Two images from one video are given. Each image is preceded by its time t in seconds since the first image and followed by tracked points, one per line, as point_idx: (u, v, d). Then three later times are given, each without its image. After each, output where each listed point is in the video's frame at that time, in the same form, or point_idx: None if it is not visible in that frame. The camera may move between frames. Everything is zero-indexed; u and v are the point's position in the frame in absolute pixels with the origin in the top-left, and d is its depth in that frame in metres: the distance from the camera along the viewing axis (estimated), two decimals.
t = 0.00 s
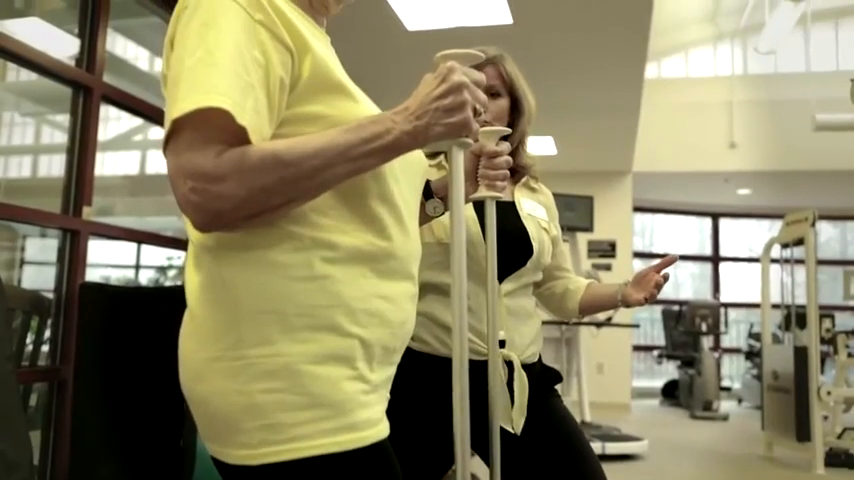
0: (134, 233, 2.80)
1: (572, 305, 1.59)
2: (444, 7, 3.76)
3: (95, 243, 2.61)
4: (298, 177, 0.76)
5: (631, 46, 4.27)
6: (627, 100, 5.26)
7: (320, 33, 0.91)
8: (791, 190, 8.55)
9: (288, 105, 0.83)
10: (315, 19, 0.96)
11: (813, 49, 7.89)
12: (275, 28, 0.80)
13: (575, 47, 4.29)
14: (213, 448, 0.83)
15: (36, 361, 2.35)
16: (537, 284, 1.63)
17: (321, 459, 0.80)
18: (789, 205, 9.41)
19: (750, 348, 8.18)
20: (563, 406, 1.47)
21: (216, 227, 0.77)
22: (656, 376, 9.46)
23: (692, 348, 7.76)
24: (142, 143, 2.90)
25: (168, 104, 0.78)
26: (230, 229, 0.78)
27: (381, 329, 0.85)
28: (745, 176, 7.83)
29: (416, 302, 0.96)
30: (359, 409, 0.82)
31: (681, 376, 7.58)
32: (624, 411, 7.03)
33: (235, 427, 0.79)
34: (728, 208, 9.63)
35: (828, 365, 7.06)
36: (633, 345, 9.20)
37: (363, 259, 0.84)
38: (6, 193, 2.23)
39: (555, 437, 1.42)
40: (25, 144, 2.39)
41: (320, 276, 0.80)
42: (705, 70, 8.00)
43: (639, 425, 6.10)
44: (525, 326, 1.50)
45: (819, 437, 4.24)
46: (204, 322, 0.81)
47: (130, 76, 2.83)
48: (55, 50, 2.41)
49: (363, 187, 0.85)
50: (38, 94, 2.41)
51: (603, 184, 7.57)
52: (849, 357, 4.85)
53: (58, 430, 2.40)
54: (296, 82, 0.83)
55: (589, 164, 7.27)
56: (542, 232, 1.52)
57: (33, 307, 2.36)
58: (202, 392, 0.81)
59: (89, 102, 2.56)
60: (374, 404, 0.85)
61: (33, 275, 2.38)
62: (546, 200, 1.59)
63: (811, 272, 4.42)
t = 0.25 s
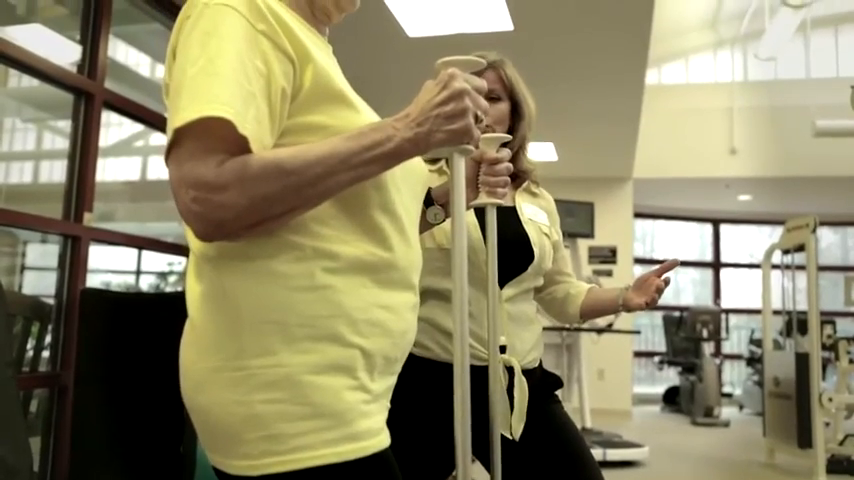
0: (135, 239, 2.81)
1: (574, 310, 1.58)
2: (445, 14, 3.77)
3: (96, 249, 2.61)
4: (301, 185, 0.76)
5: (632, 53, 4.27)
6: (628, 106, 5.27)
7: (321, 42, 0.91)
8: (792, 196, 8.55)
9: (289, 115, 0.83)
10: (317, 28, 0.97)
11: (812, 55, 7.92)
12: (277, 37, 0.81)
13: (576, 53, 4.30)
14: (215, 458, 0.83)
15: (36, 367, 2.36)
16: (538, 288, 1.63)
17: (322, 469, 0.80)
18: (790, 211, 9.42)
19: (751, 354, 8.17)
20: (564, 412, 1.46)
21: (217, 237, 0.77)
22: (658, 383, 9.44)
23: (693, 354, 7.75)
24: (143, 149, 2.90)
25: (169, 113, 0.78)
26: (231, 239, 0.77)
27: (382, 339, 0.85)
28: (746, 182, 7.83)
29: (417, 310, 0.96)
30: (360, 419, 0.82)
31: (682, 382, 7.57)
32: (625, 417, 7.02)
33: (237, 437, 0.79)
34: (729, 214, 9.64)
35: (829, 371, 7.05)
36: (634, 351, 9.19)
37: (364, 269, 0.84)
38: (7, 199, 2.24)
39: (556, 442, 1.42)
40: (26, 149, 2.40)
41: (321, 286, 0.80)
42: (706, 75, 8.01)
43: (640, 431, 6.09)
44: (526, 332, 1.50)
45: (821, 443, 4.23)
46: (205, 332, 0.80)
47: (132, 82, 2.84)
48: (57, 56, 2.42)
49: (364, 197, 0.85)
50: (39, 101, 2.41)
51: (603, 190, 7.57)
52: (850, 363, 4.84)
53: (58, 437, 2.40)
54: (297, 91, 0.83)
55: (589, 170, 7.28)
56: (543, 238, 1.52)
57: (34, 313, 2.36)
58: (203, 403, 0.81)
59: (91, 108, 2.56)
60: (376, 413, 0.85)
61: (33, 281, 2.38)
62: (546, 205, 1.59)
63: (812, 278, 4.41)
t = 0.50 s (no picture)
0: (134, 244, 2.81)
1: (572, 314, 1.58)
2: (445, 20, 3.78)
3: (96, 255, 2.62)
4: (301, 191, 0.76)
5: (631, 59, 4.29)
6: (627, 112, 5.28)
7: (320, 48, 0.92)
8: (792, 202, 8.57)
9: (289, 120, 0.83)
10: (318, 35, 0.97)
11: (811, 61, 7.94)
12: (276, 43, 0.81)
13: (575, 59, 4.31)
14: (212, 463, 0.82)
15: (35, 373, 2.36)
16: (537, 292, 1.63)
17: (321, 473, 0.79)
18: (789, 216, 9.42)
19: (751, 360, 8.15)
20: (561, 416, 1.46)
21: (216, 240, 0.76)
22: (657, 388, 9.43)
23: (692, 359, 7.74)
24: (142, 153, 2.91)
25: (169, 117, 0.77)
26: (230, 243, 0.77)
27: (382, 342, 0.85)
28: (745, 188, 7.83)
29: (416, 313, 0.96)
30: (360, 422, 0.82)
31: (682, 388, 7.56)
32: (624, 423, 7.01)
33: (235, 441, 0.79)
34: (728, 220, 9.64)
35: (829, 376, 7.03)
36: (634, 357, 9.18)
37: (363, 272, 0.84)
38: (6, 204, 2.24)
39: (554, 446, 1.42)
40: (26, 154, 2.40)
41: (320, 290, 0.80)
42: (705, 81, 8.03)
43: (639, 437, 6.08)
44: (524, 336, 1.50)
45: (821, 448, 4.22)
46: (203, 336, 0.80)
47: (132, 88, 2.84)
48: (58, 62, 2.43)
49: (364, 201, 0.86)
50: (38, 106, 2.42)
51: (602, 196, 7.58)
52: (850, 369, 4.83)
53: (56, 443, 2.39)
54: (297, 96, 0.83)
55: (588, 176, 7.28)
56: (541, 242, 1.52)
57: (33, 318, 2.36)
58: (201, 407, 0.80)
59: (91, 114, 2.57)
60: (375, 417, 0.85)
61: (32, 286, 2.38)
62: (545, 209, 1.59)
63: (811, 283, 4.41)
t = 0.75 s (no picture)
0: (134, 250, 2.82)
1: (568, 317, 1.58)
2: (445, 26, 3.79)
3: (95, 260, 2.63)
4: (297, 193, 0.75)
5: (630, 65, 4.30)
6: (626, 119, 5.29)
7: (320, 49, 0.91)
8: (791, 208, 8.57)
9: (287, 120, 0.83)
10: (318, 37, 0.98)
11: (811, 67, 7.96)
12: (276, 43, 0.81)
13: (574, 65, 4.31)
14: (207, 461, 0.82)
15: (34, 379, 2.35)
16: (534, 295, 1.63)
17: (317, 472, 0.79)
18: (789, 223, 9.42)
19: (751, 366, 8.15)
20: (557, 419, 1.46)
21: (213, 239, 0.76)
22: (657, 395, 9.42)
23: (692, 366, 7.73)
24: (143, 159, 2.92)
25: (167, 116, 0.77)
26: (227, 242, 0.77)
27: (380, 342, 0.85)
28: (745, 194, 7.83)
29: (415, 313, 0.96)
30: (357, 423, 0.82)
31: (682, 394, 7.55)
32: (624, 429, 6.99)
33: (231, 440, 0.78)
34: (728, 226, 9.64)
35: (830, 383, 7.02)
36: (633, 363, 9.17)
37: (360, 272, 0.84)
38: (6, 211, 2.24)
39: (552, 449, 1.41)
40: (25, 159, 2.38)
41: (318, 289, 0.80)
42: (704, 88, 8.05)
43: (639, 444, 6.06)
44: (520, 339, 1.50)
45: (821, 455, 4.21)
46: (201, 334, 0.80)
47: (132, 94, 2.86)
48: (58, 68, 2.45)
49: (362, 201, 0.85)
50: (38, 111, 2.42)
51: (602, 202, 7.59)
52: (850, 376, 4.82)
53: (55, 449, 2.39)
54: (296, 96, 0.83)
55: (588, 182, 7.29)
56: (539, 245, 1.52)
57: (31, 324, 2.36)
58: (197, 405, 0.80)
59: (91, 120, 2.58)
60: (373, 417, 0.84)
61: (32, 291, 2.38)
62: (544, 213, 1.60)
63: (812, 289, 4.40)
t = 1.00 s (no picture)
0: (135, 257, 2.89)
1: (564, 320, 1.57)
2: (444, 33, 3.80)
3: (95, 267, 2.67)
4: (293, 194, 0.75)
5: (628, 72, 4.31)
6: (625, 126, 5.31)
7: (320, 49, 0.92)
8: (790, 214, 8.58)
9: (286, 120, 0.83)
10: (318, 38, 0.98)
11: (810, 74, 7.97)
12: (275, 43, 0.81)
13: (573, 72, 4.32)
14: (198, 457, 0.81)
15: (34, 387, 2.37)
16: (531, 298, 1.63)
17: (308, 472, 0.78)
18: (788, 229, 9.43)
19: (751, 373, 8.13)
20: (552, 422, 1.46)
21: (208, 237, 0.76)
22: (657, 401, 9.40)
23: (692, 372, 7.71)
24: (142, 167, 2.98)
25: (165, 114, 0.77)
26: (224, 240, 0.77)
27: (376, 340, 0.85)
28: (744, 200, 7.84)
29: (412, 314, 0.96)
30: (350, 423, 0.81)
31: (682, 401, 7.54)
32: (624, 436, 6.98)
33: (223, 436, 0.78)
34: (727, 232, 9.65)
35: (830, 389, 7.01)
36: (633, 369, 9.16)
37: (355, 271, 0.84)
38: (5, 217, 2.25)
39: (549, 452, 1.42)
40: (25, 166, 2.38)
41: (315, 287, 0.80)
42: (703, 95, 8.07)
43: (640, 451, 6.05)
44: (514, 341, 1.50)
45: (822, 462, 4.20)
46: (196, 329, 0.80)
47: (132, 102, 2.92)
48: (60, 77, 2.49)
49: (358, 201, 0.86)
50: (40, 118, 2.44)
51: (602, 209, 7.59)
52: (850, 383, 4.82)
53: (55, 457, 2.42)
54: (294, 96, 0.83)
55: (587, 189, 7.29)
56: (536, 249, 1.53)
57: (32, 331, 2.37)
58: (190, 401, 0.79)
59: (91, 128, 2.63)
60: (367, 417, 0.84)
61: (31, 297, 2.40)
62: (542, 216, 1.62)
63: (811, 296, 4.40)
